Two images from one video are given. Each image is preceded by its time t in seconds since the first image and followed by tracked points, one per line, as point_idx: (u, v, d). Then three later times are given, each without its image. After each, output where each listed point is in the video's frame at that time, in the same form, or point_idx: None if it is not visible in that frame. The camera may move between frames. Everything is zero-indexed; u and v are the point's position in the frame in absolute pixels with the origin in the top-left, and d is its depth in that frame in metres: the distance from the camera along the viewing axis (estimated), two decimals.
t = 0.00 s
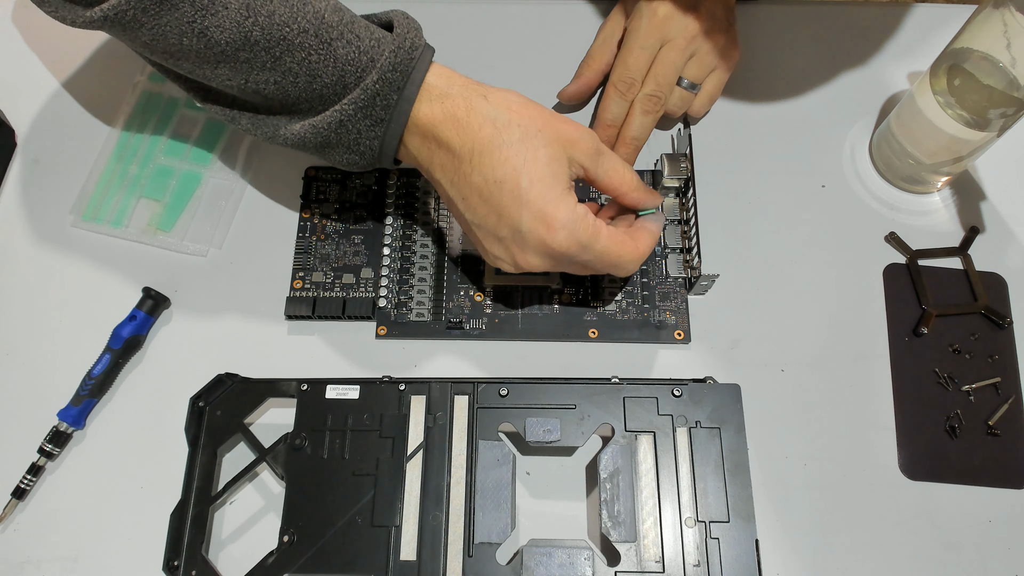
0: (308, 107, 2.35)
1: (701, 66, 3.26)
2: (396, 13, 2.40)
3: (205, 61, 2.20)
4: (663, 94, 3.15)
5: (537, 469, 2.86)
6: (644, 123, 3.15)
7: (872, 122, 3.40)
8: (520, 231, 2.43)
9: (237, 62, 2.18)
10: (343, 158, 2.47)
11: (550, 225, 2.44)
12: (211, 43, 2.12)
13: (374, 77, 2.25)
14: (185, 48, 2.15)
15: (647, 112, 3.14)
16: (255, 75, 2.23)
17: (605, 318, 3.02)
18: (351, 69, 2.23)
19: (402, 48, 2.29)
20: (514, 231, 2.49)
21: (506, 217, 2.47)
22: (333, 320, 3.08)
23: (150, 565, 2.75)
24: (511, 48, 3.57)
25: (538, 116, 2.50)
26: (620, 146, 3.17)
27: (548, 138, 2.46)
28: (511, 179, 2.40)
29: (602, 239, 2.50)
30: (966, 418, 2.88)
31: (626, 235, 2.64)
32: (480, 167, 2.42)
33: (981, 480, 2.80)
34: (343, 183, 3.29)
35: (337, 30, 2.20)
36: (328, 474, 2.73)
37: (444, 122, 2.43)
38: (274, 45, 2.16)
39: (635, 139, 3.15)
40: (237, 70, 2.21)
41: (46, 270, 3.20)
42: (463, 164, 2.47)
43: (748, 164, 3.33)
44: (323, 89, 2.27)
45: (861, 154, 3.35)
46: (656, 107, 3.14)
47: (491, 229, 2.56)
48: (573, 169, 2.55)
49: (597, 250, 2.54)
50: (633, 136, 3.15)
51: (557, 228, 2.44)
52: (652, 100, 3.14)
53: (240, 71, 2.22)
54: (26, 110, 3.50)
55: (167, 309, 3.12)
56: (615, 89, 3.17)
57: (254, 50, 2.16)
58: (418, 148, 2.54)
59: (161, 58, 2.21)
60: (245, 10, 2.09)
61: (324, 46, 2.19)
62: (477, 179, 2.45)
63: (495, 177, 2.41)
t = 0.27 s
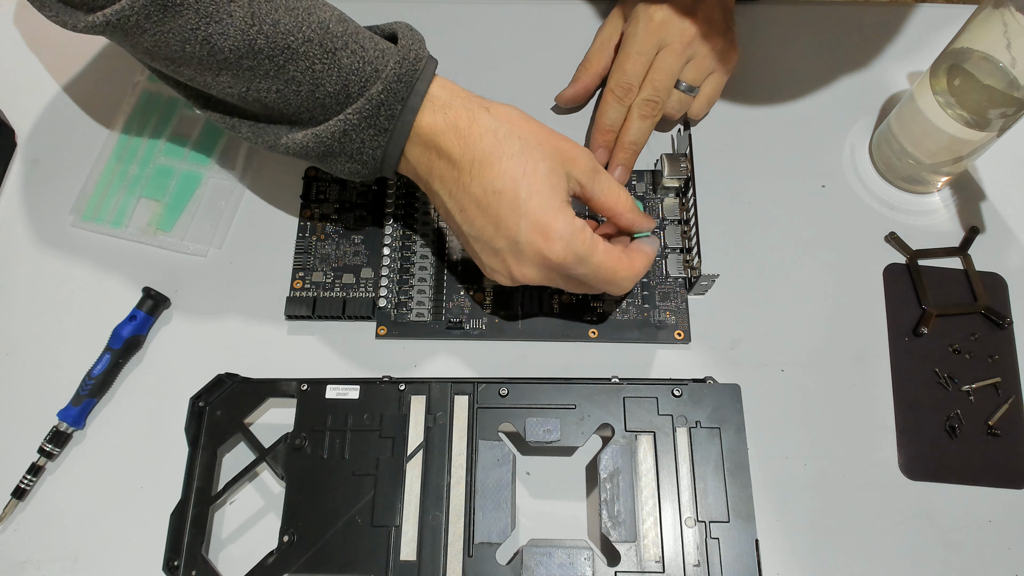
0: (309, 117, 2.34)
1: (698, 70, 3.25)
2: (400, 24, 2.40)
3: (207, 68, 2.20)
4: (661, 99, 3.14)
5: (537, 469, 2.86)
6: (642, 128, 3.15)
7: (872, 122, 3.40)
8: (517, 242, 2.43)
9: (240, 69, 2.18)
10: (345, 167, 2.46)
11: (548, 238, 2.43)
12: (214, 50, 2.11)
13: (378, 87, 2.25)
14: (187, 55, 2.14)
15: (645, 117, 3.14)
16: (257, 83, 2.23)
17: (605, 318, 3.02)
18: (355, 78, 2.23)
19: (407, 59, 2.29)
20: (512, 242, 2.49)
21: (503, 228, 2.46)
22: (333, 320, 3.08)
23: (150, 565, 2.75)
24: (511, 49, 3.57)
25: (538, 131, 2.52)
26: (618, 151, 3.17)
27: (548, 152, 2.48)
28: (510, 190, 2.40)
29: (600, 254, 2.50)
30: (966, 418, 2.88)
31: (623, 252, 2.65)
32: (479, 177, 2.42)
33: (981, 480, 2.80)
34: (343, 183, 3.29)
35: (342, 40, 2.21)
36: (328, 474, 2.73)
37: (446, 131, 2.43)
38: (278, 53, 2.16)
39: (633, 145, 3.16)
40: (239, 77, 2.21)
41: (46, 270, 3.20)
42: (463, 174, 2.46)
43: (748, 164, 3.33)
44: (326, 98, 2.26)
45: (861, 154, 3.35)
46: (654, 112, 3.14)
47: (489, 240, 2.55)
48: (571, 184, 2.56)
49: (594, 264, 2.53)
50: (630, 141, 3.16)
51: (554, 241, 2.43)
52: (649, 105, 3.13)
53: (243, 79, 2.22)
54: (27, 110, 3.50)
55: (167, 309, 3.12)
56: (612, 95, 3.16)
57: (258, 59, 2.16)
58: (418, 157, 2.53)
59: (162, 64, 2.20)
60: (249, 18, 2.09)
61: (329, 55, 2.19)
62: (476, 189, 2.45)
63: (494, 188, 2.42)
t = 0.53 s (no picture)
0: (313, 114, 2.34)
1: (696, 73, 3.25)
2: (405, 23, 2.41)
3: (210, 66, 2.19)
4: (660, 103, 3.14)
5: (536, 469, 2.86)
6: (641, 132, 3.15)
7: (872, 122, 3.40)
8: (526, 234, 2.40)
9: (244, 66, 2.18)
10: (349, 164, 2.45)
11: (556, 228, 2.42)
12: (218, 46, 2.11)
13: (383, 83, 2.24)
14: (190, 52, 2.13)
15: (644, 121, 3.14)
16: (260, 80, 2.22)
17: (605, 319, 3.02)
18: (360, 75, 2.23)
19: (412, 56, 2.29)
20: (519, 234, 2.46)
21: (510, 220, 2.44)
22: (333, 320, 3.08)
23: (150, 565, 2.75)
24: (511, 49, 3.57)
25: (542, 128, 2.55)
26: (617, 155, 3.16)
27: (553, 147, 2.50)
28: (518, 181, 2.40)
29: (606, 246, 2.50)
30: (966, 418, 2.88)
31: (627, 248, 2.65)
32: (486, 170, 2.41)
33: (981, 480, 2.80)
34: (343, 183, 3.29)
35: (346, 37, 2.21)
36: (328, 474, 2.73)
37: (451, 126, 2.43)
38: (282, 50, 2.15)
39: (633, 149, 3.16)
40: (242, 74, 2.20)
41: (46, 270, 3.20)
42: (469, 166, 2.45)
43: (748, 164, 3.33)
44: (330, 95, 2.26)
45: (861, 154, 3.35)
46: (653, 117, 3.14)
47: (494, 234, 2.52)
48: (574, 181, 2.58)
49: (601, 257, 2.52)
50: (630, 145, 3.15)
51: (563, 232, 2.42)
52: (648, 110, 3.13)
53: (247, 77, 2.21)
54: (27, 109, 3.50)
55: (167, 309, 3.12)
56: (611, 99, 3.15)
57: (262, 55, 2.16)
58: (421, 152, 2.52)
59: (165, 62, 2.20)
60: (254, 15, 2.09)
61: (334, 52, 2.19)
62: (482, 181, 2.44)
63: (501, 180, 2.41)
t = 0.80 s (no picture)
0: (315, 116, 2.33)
1: (696, 78, 3.23)
2: (408, 26, 2.41)
3: (213, 67, 2.19)
4: (659, 108, 3.13)
5: (536, 469, 2.86)
6: (640, 137, 3.14)
7: (872, 122, 3.40)
8: (531, 232, 2.40)
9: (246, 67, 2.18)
10: (352, 166, 2.44)
11: (561, 228, 2.42)
12: (221, 47, 2.11)
13: (387, 84, 2.24)
14: (193, 53, 2.13)
15: (643, 126, 3.13)
16: (263, 81, 2.22)
17: (605, 319, 3.02)
18: (363, 76, 2.22)
19: (415, 58, 2.29)
20: (523, 234, 2.45)
21: (515, 220, 2.44)
22: (333, 320, 3.08)
23: (150, 565, 2.75)
24: (511, 49, 3.57)
25: (544, 129, 2.57)
26: (617, 161, 3.16)
27: (556, 147, 2.51)
28: (522, 181, 2.40)
29: (610, 246, 2.51)
30: (966, 418, 2.88)
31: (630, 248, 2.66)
32: (490, 169, 2.41)
33: (981, 480, 2.80)
34: (343, 183, 3.29)
35: (350, 38, 2.20)
36: (328, 474, 2.73)
37: (454, 127, 2.43)
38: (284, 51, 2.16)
39: (632, 153, 3.14)
40: (245, 75, 2.21)
41: (46, 270, 3.20)
42: (473, 167, 2.44)
43: (748, 165, 3.33)
44: (333, 97, 2.25)
45: (861, 154, 3.35)
46: (651, 121, 3.13)
47: (498, 235, 2.51)
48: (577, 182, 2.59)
49: (606, 256, 2.53)
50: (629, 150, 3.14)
51: (568, 231, 2.42)
52: (647, 114, 3.12)
53: (249, 78, 2.21)
54: (27, 109, 3.50)
55: (167, 309, 3.12)
56: (610, 105, 3.16)
57: (265, 57, 2.16)
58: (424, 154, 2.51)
59: (167, 63, 2.19)
60: (257, 16, 2.09)
61: (337, 53, 2.19)
62: (486, 182, 2.43)
63: (505, 179, 2.41)
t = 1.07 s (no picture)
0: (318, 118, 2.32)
1: (695, 83, 3.25)
2: (412, 28, 2.42)
3: (216, 69, 2.18)
4: (660, 112, 3.12)
5: (536, 469, 2.86)
6: (642, 141, 3.10)
7: (872, 122, 3.40)
8: (537, 233, 2.40)
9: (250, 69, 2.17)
10: (355, 168, 2.44)
11: (566, 228, 2.42)
12: (225, 49, 2.11)
13: (391, 86, 2.24)
14: (196, 55, 2.13)
15: (645, 131, 3.10)
16: (266, 83, 2.21)
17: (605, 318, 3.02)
18: (368, 78, 2.22)
19: (420, 60, 2.29)
20: (529, 234, 2.46)
21: (520, 220, 2.44)
22: (333, 320, 3.08)
23: (150, 565, 2.75)
24: (512, 49, 3.57)
25: (547, 131, 2.57)
26: (620, 166, 3.12)
27: (559, 148, 2.52)
28: (527, 182, 2.40)
29: (615, 245, 2.51)
30: (966, 418, 2.88)
31: (634, 248, 2.67)
32: (495, 170, 2.41)
33: (981, 480, 2.80)
34: (343, 183, 3.29)
35: (354, 40, 2.20)
36: (328, 474, 2.73)
37: (458, 128, 2.42)
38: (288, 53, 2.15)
39: (635, 157, 3.10)
40: (249, 77, 2.20)
41: (46, 270, 3.20)
42: (477, 167, 2.44)
43: (749, 164, 3.32)
44: (337, 98, 2.25)
45: (861, 154, 3.35)
46: (653, 125, 3.11)
47: (502, 235, 2.51)
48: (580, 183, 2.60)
49: (611, 255, 2.53)
50: (631, 154, 3.11)
51: (574, 231, 2.43)
52: (649, 119, 3.10)
53: (253, 80, 2.21)
54: (28, 109, 3.50)
55: (167, 309, 3.12)
56: (612, 110, 3.14)
57: (269, 58, 2.15)
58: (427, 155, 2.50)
59: (171, 65, 2.19)
60: (261, 18, 2.09)
61: (342, 55, 2.19)
62: (491, 182, 2.43)
63: (510, 180, 2.41)
